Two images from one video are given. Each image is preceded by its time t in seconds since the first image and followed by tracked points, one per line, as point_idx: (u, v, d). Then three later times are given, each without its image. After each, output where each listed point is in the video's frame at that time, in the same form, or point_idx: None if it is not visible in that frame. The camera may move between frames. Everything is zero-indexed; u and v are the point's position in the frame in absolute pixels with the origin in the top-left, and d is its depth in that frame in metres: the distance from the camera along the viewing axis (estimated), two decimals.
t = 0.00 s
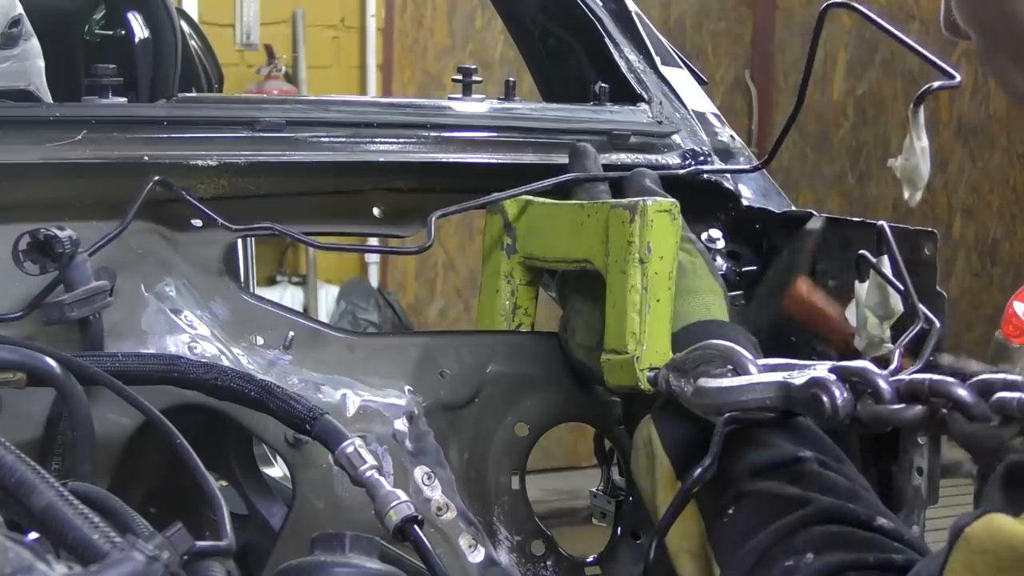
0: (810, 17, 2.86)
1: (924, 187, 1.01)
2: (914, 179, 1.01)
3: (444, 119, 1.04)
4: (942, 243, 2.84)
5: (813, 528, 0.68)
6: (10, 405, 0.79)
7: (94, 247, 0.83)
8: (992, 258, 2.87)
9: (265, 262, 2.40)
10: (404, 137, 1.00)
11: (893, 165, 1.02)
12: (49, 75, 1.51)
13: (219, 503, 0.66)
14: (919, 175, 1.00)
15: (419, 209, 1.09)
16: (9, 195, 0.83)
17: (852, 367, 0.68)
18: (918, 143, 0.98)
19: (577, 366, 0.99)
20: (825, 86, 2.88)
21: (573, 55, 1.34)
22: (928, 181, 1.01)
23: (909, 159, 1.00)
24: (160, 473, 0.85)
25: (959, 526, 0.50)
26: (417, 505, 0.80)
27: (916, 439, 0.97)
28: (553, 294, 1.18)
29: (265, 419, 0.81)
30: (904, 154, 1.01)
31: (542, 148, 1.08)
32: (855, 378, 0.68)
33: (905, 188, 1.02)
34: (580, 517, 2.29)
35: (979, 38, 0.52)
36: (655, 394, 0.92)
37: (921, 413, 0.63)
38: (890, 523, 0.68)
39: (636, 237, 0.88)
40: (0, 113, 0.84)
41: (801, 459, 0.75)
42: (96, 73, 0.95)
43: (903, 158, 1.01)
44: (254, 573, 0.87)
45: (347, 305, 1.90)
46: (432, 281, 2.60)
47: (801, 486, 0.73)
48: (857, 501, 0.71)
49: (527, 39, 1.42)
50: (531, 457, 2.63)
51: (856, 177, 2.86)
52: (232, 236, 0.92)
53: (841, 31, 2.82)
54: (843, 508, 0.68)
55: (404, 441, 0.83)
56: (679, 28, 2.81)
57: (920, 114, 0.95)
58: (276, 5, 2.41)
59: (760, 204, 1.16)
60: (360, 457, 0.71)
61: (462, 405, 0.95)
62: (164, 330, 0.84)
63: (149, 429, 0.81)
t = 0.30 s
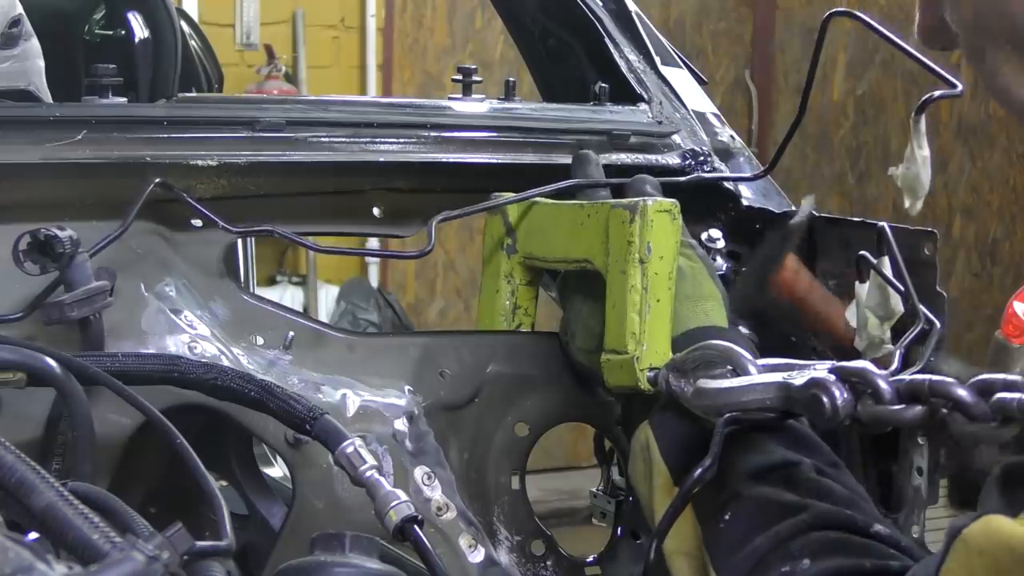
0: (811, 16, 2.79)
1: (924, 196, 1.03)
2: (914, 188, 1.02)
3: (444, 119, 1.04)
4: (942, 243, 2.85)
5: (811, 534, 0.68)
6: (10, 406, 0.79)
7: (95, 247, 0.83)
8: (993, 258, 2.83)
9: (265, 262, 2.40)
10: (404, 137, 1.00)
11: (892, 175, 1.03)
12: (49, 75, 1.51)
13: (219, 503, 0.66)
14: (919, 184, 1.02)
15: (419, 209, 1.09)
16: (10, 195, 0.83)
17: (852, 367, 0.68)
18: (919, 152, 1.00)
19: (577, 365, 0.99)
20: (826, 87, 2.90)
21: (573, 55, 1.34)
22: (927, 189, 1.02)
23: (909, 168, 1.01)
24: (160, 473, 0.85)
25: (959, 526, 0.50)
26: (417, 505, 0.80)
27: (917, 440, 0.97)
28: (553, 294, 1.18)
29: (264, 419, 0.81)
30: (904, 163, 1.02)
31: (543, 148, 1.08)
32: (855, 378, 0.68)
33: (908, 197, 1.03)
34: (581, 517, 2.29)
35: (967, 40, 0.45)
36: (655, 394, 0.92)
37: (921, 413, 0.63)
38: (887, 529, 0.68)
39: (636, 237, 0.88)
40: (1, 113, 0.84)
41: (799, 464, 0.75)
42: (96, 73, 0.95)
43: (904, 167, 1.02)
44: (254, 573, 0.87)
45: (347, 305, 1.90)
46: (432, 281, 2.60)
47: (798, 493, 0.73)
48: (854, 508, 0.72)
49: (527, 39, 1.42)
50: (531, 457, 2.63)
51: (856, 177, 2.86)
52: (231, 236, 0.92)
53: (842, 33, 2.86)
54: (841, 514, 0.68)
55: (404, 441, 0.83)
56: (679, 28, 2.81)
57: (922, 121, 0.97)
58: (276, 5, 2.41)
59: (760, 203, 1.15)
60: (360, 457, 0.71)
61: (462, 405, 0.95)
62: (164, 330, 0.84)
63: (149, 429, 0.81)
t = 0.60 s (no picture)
0: (810, 16, 2.86)
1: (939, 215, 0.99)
2: (930, 206, 0.98)
3: (444, 119, 1.04)
4: (942, 243, 2.82)
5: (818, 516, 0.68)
6: (10, 406, 0.79)
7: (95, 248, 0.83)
8: (992, 258, 2.85)
9: (265, 262, 2.40)
10: (404, 138, 1.00)
11: (906, 191, 1.00)
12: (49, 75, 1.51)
13: (219, 503, 0.67)
14: (935, 200, 0.98)
15: (419, 209, 1.09)
16: (9, 195, 0.83)
17: (852, 366, 0.67)
18: (934, 166, 0.97)
19: (577, 365, 0.99)
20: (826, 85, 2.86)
21: (573, 55, 1.34)
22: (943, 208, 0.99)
23: (925, 183, 0.97)
24: (160, 473, 0.85)
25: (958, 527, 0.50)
26: (417, 505, 0.80)
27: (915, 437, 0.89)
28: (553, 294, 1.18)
29: (264, 419, 0.81)
30: (918, 179, 0.98)
31: (543, 148, 1.08)
32: (855, 378, 0.67)
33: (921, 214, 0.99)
34: (581, 517, 2.29)
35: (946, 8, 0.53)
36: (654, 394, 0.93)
37: (923, 412, 0.63)
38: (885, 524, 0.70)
39: (636, 237, 0.88)
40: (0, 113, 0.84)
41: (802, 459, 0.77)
42: (96, 74, 0.95)
43: (918, 182, 0.98)
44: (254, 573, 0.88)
45: (347, 305, 1.90)
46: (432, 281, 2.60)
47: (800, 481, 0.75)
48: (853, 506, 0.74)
49: (527, 39, 1.42)
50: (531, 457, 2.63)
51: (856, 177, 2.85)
52: (231, 236, 0.92)
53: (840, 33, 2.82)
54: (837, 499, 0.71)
55: (404, 441, 0.83)
56: (679, 28, 2.79)
57: (937, 134, 0.94)
58: (276, 5, 2.41)
59: (760, 203, 1.16)
60: (360, 457, 0.71)
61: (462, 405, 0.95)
62: (164, 330, 0.84)
63: (149, 429, 0.81)
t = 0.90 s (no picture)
0: (810, 16, 2.82)
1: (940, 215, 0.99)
2: (930, 207, 0.98)
3: (444, 119, 1.04)
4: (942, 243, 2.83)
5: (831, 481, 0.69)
6: (10, 406, 0.79)
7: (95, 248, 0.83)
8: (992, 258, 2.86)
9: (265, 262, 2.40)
10: (404, 138, 1.00)
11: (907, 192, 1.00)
12: (49, 75, 1.51)
13: (219, 503, 0.67)
14: (936, 202, 0.98)
15: (419, 210, 1.09)
16: (9, 196, 0.83)
17: (852, 366, 0.67)
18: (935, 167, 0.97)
19: (576, 365, 0.99)
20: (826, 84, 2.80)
21: (573, 55, 1.34)
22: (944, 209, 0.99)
23: (925, 184, 0.98)
24: (160, 474, 0.85)
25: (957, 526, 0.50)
26: (417, 505, 0.81)
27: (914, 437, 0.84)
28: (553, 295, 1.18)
29: (265, 419, 0.81)
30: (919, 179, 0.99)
31: (543, 148, 1.08)
32: (855, 378, 0.67)
33: (921, 214, 1.00)
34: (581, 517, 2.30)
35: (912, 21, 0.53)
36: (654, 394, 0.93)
37: (922, 412, 0.63)
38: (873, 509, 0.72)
39: (636, 237, 0.88)
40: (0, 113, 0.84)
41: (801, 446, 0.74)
42: (96, 74, 0.95)
43: (918, 182, 0.98)
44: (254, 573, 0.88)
45: (347, 305, 1.90)
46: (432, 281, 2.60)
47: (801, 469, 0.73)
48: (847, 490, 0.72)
49: (527, 39, 1.42)
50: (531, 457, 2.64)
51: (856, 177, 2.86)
52: (231, 236, 0.93)
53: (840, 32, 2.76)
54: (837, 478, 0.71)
55: (404, 441, 0.83)
56: (679, 27, 2.86)
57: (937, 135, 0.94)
58: (276, 5, 2.41)
59: (760, 203, 1.15)
60: (360, 457, 0.71)
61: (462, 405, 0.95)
62: (164, 330, 0.84)
63: (148, 429, 0.81)
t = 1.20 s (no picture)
0: (811, 15, 2.82)
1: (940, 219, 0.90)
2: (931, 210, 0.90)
3: (444, 119, 1.04)
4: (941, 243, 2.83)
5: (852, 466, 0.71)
6: (10, 406, 0.79)
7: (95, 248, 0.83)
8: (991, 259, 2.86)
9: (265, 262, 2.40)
10: (404, 138, 1.00)
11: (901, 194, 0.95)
12: (49, 75, 1.51)
13: (219, 503, 0.67)
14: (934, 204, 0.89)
15: (419, 210, 1.09)
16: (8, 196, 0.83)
17: (852, 366, 0.67)
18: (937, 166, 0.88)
19: (576, 365, 1.00)
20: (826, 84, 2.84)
21: (573, 55, 1.34)
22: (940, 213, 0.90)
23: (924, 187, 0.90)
24: (160, 474, 0.85)
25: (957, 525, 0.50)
26: (417, 505, 0.81)
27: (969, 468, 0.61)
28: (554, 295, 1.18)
29: (265, 419, 0.81)
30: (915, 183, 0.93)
31: (543, 148, 1.08)
32: (855, 378, 0.67)
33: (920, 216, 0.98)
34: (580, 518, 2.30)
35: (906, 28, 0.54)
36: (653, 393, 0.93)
37: (922, 413, 0.62)
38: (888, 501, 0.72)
39: (636, 237, 0.88)
40: None
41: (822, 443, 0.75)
42: (96, 74, 0.95)
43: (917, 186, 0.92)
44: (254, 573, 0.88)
45: (347, 305, 1.90)
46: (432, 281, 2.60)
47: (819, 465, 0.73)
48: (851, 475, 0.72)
49: (527, 40, 1.42)
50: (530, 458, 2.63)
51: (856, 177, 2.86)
52: (231, 237, 0.93)
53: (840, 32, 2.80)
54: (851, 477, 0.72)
55: (404, 441, 0.83)
56: (679, 28, 2.88)
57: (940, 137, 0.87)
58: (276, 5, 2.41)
59: (760, 203, 1.15)
60: (360, 457, 0.71)
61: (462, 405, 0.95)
62: (164, 330, 0.84)
63: (148, 429, 0.81)
